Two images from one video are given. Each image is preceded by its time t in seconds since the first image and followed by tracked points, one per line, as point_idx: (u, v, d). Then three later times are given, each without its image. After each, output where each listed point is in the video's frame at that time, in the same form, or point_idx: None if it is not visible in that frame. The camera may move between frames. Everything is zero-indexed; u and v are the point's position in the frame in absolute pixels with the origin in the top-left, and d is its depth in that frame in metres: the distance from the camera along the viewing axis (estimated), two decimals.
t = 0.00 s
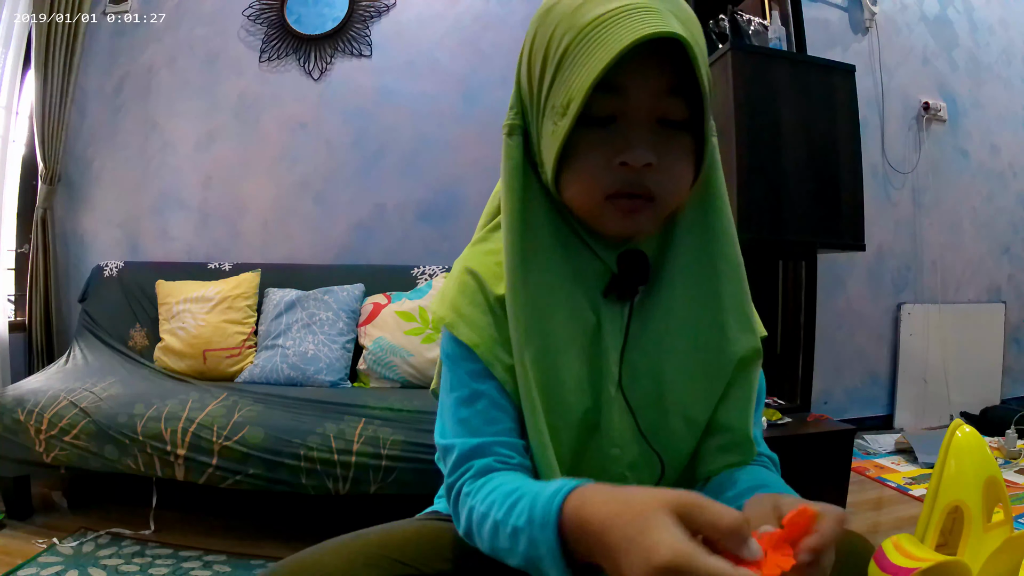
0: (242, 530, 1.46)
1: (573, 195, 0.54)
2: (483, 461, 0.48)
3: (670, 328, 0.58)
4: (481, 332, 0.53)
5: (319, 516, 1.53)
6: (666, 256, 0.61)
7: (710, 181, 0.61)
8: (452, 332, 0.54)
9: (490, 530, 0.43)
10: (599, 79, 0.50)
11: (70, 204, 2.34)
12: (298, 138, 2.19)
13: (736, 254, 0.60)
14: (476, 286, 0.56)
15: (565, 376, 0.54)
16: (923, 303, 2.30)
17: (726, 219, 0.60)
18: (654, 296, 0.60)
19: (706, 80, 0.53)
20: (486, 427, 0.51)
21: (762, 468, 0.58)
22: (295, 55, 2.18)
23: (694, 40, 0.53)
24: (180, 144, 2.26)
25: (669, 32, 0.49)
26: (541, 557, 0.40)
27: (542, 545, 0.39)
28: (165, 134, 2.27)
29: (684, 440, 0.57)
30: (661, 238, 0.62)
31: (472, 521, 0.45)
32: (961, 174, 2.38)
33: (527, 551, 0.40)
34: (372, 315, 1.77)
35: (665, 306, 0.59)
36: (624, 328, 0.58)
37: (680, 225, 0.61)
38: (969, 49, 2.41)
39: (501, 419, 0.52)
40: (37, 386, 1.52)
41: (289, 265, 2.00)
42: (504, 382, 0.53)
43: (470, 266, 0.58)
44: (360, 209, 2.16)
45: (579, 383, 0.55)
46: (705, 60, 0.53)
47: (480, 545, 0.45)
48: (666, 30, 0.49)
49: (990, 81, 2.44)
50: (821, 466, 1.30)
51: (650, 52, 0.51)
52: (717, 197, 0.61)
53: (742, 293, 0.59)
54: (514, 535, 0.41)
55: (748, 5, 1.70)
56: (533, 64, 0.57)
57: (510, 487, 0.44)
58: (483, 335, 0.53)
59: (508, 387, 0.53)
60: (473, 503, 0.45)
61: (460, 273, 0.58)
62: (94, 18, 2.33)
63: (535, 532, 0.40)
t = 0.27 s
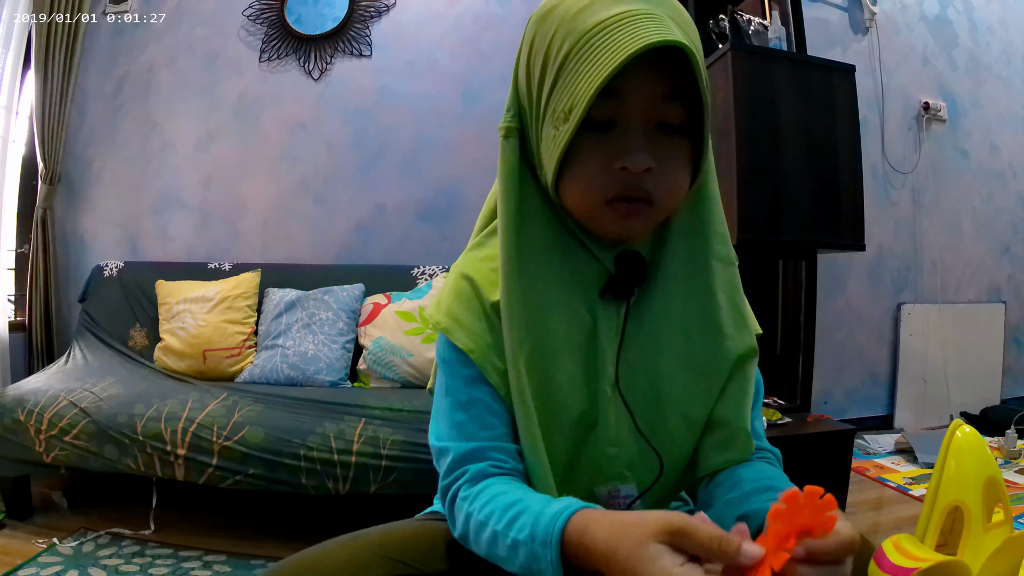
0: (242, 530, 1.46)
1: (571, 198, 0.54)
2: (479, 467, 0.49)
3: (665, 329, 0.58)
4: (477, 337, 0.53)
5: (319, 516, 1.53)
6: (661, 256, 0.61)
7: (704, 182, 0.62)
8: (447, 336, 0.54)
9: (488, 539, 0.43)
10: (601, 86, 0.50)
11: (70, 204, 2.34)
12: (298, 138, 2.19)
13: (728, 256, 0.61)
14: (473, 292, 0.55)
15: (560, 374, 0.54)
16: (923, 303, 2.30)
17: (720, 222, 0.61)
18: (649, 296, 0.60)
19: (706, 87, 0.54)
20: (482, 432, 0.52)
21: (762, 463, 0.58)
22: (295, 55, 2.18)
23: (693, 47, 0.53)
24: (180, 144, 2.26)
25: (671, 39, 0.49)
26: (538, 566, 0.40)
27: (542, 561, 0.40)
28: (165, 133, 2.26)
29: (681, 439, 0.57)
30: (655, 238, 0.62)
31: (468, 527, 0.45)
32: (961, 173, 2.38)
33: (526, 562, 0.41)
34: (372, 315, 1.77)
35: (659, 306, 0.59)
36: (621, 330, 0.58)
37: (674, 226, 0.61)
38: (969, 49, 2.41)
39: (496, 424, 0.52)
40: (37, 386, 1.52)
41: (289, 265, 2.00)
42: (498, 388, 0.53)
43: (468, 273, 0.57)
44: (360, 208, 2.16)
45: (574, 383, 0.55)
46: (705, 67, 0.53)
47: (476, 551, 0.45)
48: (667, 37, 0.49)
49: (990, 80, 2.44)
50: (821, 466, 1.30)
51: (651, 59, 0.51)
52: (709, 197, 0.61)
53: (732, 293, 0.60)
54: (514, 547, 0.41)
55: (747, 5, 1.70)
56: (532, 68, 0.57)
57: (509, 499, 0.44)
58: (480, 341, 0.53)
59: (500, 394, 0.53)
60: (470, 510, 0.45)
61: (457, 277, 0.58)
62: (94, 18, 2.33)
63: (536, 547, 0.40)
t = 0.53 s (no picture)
0: (242, 530, 1.46)
1: (579, 199, 0.54)
2: (466, 470, 0.49)
3: (670, 334, 0.58)
4: (474, 343, 0.54)
5: (319, 516, 1.53)
6: (666, 261, 0.61)
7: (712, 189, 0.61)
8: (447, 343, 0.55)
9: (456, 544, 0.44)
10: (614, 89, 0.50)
11: (70, 204, 2.34)
12: (298, 138, 2.19)
13: (734, 264, 0.61)
14: (478, 294, 0.56)
15: (560, 376, 0.55)
16: (923, 303, 2.30)
17: (725, 230, 0.61)
18: (654, 300, 0.60)
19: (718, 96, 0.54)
20: (475, 439, 0.52)
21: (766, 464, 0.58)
22: (295, 55, 2.18)
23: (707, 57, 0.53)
24: (180, 144, 2.26)
25: (686, 46, 0.49)
26: None
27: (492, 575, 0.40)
28: (165, 133, 2.27)
29: (682, 441, 0.57)
30: (661, 243, 0.62)
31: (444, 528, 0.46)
32: (961, 173, 2.38)
33: (486, 574, 0.41)
34: (372, 315, 1.77)
35: (665, 311, 0.59)
36: (625, 332, 0.58)
37: (681, 232, 0.61)
38: (969, 49, 2.41)
39: (488, 431, 0.53)
40: (37, 386, 1.52)
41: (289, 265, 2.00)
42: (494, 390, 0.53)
43: (471, 278, 0.57)
44: (360, 208, 2.16)
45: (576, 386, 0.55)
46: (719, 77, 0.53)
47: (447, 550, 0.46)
48: (683, 44, 0.50)
49: (990, 80, 2.44)
50: (821, 466, 1.30)
51: (664, 65, 0.52)
52: (717, 205, 0.61)
53: (736, 298, 0.61)
54: (473, 557, 0.42)
55: (747, 5, 1.70)
56: (546, 68, 0.57)
57: (482, 509, 0.44)
58: (477, 347, 0.54)
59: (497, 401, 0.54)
60: (447, 511, 0.46)
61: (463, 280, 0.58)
62: (94, 18, 2.33)
63: (490, 561, 0.40)
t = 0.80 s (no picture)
0: (242, 530, 1.46)
1: (593, 197, 0.54)
2: (497, 461, 0.47)
3: (677, 336, 0.58)
4: (497, 328, 0.52)
5: (319, 516, 1.53)
6: (673, 264, 0.61)
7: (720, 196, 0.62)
8: (464, 324, 0.53)
9: (499, 555, 0.41)
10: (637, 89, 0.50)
11: (70, 204, 2.34)
12: (298, 138, 2.19)
13: (739, 272, 0.62)
14: (495, 287, 0.54)
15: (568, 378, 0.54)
16: (923, 303, 2.30)
17: (732, 238, 0.62)
18: (660, 301, 0.59)
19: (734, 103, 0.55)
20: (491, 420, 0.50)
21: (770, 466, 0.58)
22: (295, 55, 2.18)
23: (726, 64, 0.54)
24: (179, 144, 2.26)
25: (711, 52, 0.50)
26: None
27: None
28: (165, 133, 2.27)
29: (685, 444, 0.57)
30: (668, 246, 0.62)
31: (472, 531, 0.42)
32: (961, 173, 2.38)
33: None
34: (372, 316, 1.77)
35: (672, 313, 0.59)
36: (632, 332, 0.58)
37: (687, 236, 0.61)
38: (969, 49, 2.41)
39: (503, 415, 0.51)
40: (37, 386, 1.52)
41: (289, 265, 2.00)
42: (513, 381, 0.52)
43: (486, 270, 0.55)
44: (360, 209, 2.16)
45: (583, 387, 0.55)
46: (737, 84, 0.54)
47: (468, 548, 0.43)
48: (707, 49, 0.50)
49: (990, 80, 2.44)
50: (821, 466, 1.30)
51: (685, 69, 0.52)
52: (724, 212, 0.62)
53: (742, 306, 0.61)
54: None
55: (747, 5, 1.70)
56: (565, 64, 0.57)
57: (539, 528, 0.42)
58: (500, 332, 0.52)
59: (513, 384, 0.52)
60: (486, 515, 0.42)
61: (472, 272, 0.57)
62: (94, 18, 2.33)
63: None
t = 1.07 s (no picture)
0: (242, 530, 1.46)
1: (606, 192, 0.54)
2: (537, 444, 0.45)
3: (686, 333, 0.59)
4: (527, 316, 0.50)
5: (319, 517, 1.53)
6: (682, 262, 0.61)
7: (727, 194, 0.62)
8: (490, 309, 0.51)
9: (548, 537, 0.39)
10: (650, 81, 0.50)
11: (70, 204, 2.34)
12: (298, 138, 2.19)
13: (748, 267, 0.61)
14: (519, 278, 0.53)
15: (581, 377, 0.54)
16: (924, 303, 2.30)
17: (740, 233, 0.61)
18: (670, 300, 0.60)
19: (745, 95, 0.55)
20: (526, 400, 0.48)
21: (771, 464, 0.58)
22: (295, 55, 2.18)
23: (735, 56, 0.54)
24: (179, 144, 2.26)
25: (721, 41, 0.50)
26: None
27: None
28: (165, 133, 2.27)
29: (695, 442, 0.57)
30: (676, 245, 0.62)
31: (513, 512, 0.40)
32: (961, 173, 2.38)
33: None
34: (372, 315, 1.77)
35: (681, 311, 0.59)
36: (642, 330, 0.58)
37: (696, 235, 0.61)
38: (969, 49, 2.41)
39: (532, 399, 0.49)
40: (37, 386, 1.52)
41: (289, 265, 2.00)
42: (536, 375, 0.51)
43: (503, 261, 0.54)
44: (360, 209, 2.16)
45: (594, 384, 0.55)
46: (746, 76, 0.54)
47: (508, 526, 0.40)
48: (718, 40, 0.50)
49: (990, 80, 2.44)
50: (821, 466, 1.30)
51: (696, 61, 0.52)
52: (732, 209, 0.62)
53: (752, 300, 0.60)
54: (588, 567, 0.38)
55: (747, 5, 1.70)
56: (575, 63, 0.57)
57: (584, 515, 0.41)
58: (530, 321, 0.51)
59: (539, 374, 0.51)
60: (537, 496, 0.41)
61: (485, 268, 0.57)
62: (94, 18, 2.33)
63: None
